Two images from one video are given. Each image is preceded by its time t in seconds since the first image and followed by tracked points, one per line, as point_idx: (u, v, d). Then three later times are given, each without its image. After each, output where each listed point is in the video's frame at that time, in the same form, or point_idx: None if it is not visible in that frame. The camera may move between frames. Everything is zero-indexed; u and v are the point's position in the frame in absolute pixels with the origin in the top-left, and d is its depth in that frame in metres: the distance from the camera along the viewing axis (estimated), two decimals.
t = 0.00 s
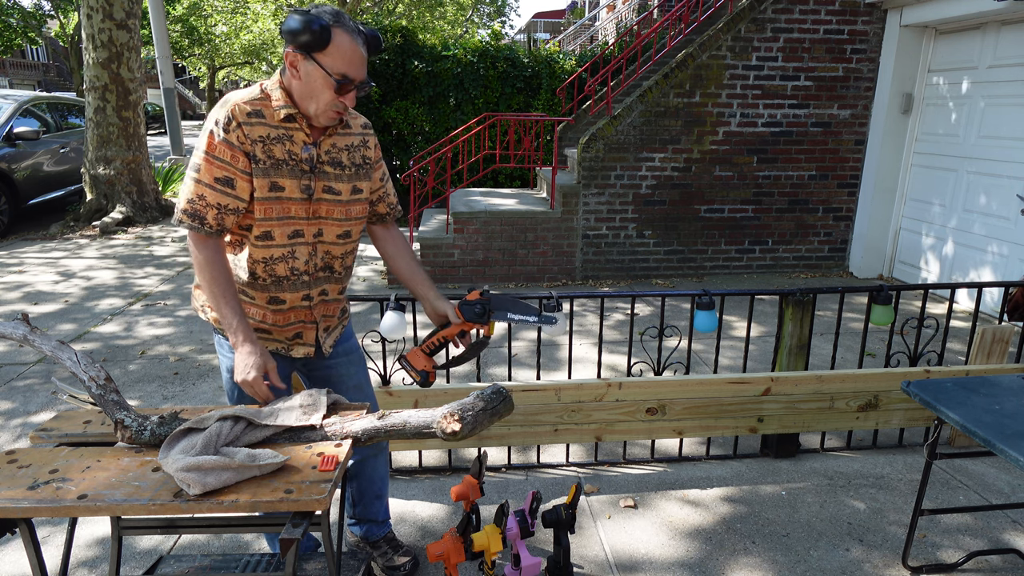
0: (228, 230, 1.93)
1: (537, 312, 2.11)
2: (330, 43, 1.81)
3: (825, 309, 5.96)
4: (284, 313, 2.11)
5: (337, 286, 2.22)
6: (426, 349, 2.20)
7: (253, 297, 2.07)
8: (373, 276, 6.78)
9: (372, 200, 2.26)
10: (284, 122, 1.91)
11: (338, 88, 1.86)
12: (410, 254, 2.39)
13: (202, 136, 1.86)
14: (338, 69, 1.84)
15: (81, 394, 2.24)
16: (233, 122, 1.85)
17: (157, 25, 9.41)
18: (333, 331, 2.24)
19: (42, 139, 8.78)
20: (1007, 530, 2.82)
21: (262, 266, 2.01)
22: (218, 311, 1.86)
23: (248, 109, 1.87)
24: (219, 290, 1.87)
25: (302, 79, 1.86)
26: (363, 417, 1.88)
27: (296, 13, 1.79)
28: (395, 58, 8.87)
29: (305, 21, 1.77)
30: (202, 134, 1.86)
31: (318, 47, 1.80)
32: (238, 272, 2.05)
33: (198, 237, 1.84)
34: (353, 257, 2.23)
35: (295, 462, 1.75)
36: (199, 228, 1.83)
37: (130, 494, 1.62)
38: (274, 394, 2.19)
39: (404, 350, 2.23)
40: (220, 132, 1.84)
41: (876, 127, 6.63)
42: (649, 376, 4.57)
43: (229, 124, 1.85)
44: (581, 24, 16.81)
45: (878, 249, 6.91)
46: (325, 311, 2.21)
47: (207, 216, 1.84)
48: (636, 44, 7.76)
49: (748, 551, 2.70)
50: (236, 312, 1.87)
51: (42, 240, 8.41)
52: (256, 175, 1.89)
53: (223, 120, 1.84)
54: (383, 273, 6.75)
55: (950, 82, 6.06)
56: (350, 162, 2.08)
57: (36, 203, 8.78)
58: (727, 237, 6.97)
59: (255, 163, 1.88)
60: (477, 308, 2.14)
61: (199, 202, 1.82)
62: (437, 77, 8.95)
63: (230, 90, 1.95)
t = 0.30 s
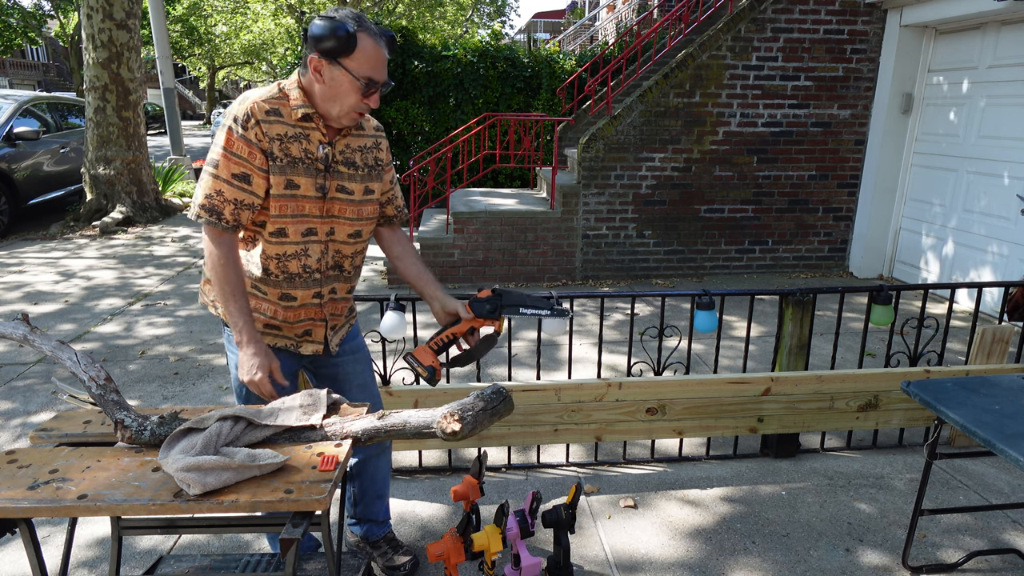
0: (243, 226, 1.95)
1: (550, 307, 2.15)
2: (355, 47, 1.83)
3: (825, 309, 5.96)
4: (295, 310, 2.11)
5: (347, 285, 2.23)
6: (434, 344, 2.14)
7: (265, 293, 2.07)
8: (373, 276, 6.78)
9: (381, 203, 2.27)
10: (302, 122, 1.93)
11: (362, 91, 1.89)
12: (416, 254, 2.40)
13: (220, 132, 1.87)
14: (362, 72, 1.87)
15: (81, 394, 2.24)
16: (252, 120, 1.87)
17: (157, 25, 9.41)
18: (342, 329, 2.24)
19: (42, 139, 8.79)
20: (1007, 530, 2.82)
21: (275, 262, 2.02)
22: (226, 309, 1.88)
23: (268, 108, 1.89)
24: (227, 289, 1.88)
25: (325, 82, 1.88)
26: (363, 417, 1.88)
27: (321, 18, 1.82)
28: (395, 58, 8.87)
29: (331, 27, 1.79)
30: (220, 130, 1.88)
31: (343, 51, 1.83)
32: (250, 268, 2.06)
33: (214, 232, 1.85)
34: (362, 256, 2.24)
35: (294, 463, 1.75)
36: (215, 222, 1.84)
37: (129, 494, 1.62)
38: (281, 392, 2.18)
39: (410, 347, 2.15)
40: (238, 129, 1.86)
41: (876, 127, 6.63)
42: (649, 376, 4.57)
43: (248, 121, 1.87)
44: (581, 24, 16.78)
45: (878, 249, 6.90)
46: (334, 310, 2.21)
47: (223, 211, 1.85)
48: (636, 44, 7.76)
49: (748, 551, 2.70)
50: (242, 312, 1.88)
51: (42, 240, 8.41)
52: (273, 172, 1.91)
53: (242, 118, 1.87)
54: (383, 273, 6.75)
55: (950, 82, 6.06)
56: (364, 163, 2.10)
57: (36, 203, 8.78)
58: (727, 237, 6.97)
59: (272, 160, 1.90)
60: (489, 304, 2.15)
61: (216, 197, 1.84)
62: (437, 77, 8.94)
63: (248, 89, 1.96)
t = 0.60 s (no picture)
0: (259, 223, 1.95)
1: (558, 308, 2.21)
2: (376, 48, 1.84)
3: (825, 309, 5.96)
4: (309, 307, 2.11)
5: (359, 284, 2.23)
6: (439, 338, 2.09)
7: (280, 290, 2.08)
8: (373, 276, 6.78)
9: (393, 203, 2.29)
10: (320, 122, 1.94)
11: (380, 91, 1.90)
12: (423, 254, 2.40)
13: (238, 131, 1.88)
14: (381, 73, 1.87)
15: (81, 393, 2.24)
16: (271, 119, 1.88)
17: (157, 25, 9.42)
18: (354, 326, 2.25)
19: (42, 139, 8.79)
20: (1007, 530, 2.82)
21: (290, 260, 2.03)
22: (234, 306, 1.89)
23: (287, 107, 1.90)
24: (238, 286, 1.88)
25: (344, 83, 1.89)
26: (363, 417, 1.88)
27: (343, 19, 1.83)
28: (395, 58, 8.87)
29: (352, 28, 1.80)
30: (239, 128, 1.88)
31: (364, 53, 1.84)
32: (266, 264, 2.07)
33: (230, 229, 1.86)
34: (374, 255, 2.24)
35: (295, 462, 1.75)
36: (233, 219, 1.85)
37: (129, 494, 1.62)
38: (292, 388, 2.18)
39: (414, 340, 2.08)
40: (258, 127, 1.87)
41: (876, 127, 6.63)
42: (649, 376, 4.57)
43: (267, 120, 1.88)
44: (581, 24, 16.76)
45: (878, 249, 6.90)
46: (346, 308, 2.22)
47: (241, 208, 1.86)
48: (636, 44, 7.76)
49: (748, 551, 2.70)
50: (249, 308, 1.89)
51: (42, 240, 8.40)
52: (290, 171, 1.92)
53: (261, 117, 1.88)
54: (383, 273, 6.75)
55: (950, 82, 6.07)
56: (378, 163, 2.11)
57: (36, 203, 8.77)
58: (727, 237, 6.97)
59: (290, 159, 1.91)
60: (499, 304, 2.20)
61: (234, 194, 1.85)
62: (437, 77, 8.94)
63: (267, 88, 1.97)
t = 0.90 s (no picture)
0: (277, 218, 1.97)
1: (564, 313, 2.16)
2: (394, 48, 1.87)
3: (825, 309, 5.96)
4: (324, 303, 2.11)
5: (374, 282, 2.23)
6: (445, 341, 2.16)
7: (296, 285, 2.08)
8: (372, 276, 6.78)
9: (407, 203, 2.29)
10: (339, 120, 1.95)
11: (397, 91, 1.92)
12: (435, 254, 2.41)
13: (258, 126, 1.90)
14: (399, 73, 1.90)
15: (81, 393, 2.24)
16: (291, 116, 1.89)
17: (157, 25, 9.42)
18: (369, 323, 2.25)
19: (42, 139, 8.79)
20: (1007, 530, 2.82)
21: (307, 255, 2.04)
22: (254, 299, 1.89)
23: (306, 104, 1.92)
24: (259, 279, 1.90)
25: (363, 81, 1.92)
26: (363, 417, 1.88)
27: (363, 20, 1.86)
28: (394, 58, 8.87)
29: (372, 28, 1.83)
30: (259, 124, 1.90)
31: (383, 53, 1.86)
32: (283, 260, 2.08)
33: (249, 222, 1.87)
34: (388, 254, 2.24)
35: (294, 463, 1.75)
36: (252, 213, 1.86)
37: (130, 494, 1.62)
38: (308, 381, 2.17)
39: (421, 342, 2.16)
40: (278, 123, 1.88)
41: (876, 127, 6.63)
42: (649, 376, 4.58)
43: (287, 117, 1.90)
44: (581, 24, 16.72)
45: (878, 249, 6.90)
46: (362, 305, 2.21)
47: (260, 202, 1.87)
48: (636, 44, 7.76)
49: (748, 551, 2.70)
50: (268, 301, 1.90)
51: (42, 240, 8.40)
52: (308, 167, 1.93)
53: (281, 113, 1.89)
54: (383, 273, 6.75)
55: (950, 82, 6.07)
56: (395, 162, 2.12)
57: (36, 203, 8.77)
58: (727, 237, 6.97)
59: (308, 156, 1.92)
60: (504, 307, 2.19)
61: (253, 188, 1.86)
62: (436, 78, 8.95)
63: (287, 87, 1.99)
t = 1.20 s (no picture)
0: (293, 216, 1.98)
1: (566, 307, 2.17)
2: (405, 44, 1.87)
3: (825, 309, 5.96)
4: (338, 300, 2.11)
5: (387, 280, 2.23)
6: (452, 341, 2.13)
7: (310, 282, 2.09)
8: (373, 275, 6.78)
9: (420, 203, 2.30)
10: (354, 119, 1.96)
11: (407, 87, 1.91)
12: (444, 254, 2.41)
13: (277, 125, 1.91)
14: (409, 69, 1.89)
15: (81, 393, 2.24)
16: (308, 114, 1.91)
17: (157, 25, 9.43)
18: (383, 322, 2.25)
19: (42, 139, 8.79)
20: (1007, 530, 2.82)
21: (322, 252, 2.05)
22: (272, 295, 1.90)
23: (323, 103, 1.93)
24: (279, 276, 1.92)
25: (375, 78, 1.92)
26: (363, 417, 1.88)
27: (376, 16, 1.86)
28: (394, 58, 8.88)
29: (384, 24, 1.83)
30: (277, 122, 1.92)
31: (393, 49, 1.87)
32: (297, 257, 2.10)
33: (268, 220, 1.89)
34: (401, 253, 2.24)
35: (294, 463, 1.75)
36: (269, 211, 1.88)
37: (129, 494, 1.62)
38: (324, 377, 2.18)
39: (429, 343, 2.15)
40: (295, 122, 1.90)
41: (876, 127, 6.63)
42: (649, 376, 4.58)
43: (304, 115, 1.91)
44: (581, 24, 16.69)
45: (878, 249, 6.90)
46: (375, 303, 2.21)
47: (277, 200, 1.89)
48: (636, 44, 7.76)
49: (748, 551, 2.70)
50: (286, 298, 1.91)
51: (41, 240, 8.40)
52: (324, 165, 1.94)
53: (298, 112, 1.91)
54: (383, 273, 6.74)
55: (950, 82, 6.07)
56: (409, 162, 2.13)
57: (36, 203, 8.77)
58: (727, 237, 6.97)
59: (324, 154, 1.93)
60: (508, 305, 2.18)
61: (271, 186, 1.87)
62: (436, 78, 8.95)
63: (304, 86, 2.01)
